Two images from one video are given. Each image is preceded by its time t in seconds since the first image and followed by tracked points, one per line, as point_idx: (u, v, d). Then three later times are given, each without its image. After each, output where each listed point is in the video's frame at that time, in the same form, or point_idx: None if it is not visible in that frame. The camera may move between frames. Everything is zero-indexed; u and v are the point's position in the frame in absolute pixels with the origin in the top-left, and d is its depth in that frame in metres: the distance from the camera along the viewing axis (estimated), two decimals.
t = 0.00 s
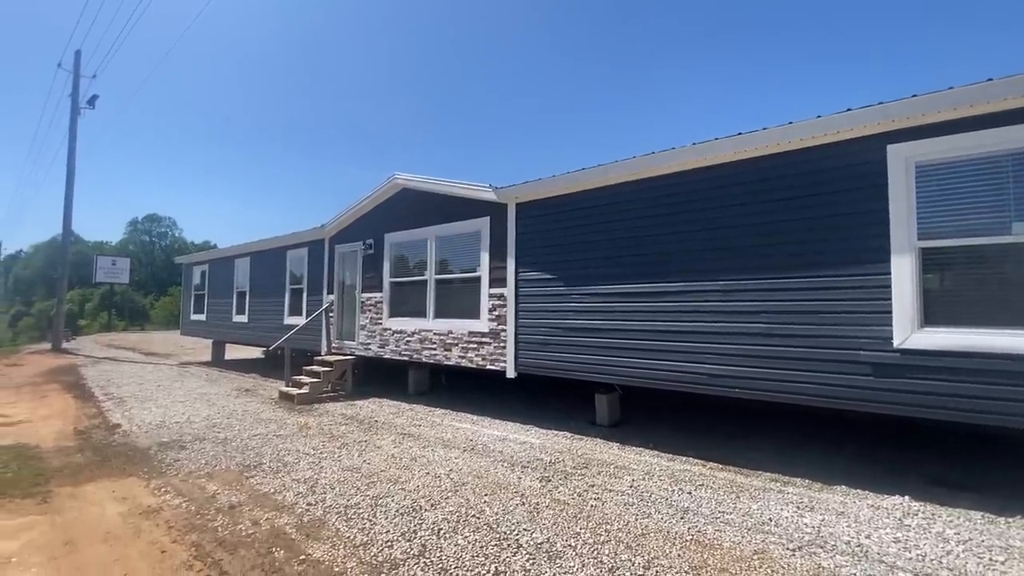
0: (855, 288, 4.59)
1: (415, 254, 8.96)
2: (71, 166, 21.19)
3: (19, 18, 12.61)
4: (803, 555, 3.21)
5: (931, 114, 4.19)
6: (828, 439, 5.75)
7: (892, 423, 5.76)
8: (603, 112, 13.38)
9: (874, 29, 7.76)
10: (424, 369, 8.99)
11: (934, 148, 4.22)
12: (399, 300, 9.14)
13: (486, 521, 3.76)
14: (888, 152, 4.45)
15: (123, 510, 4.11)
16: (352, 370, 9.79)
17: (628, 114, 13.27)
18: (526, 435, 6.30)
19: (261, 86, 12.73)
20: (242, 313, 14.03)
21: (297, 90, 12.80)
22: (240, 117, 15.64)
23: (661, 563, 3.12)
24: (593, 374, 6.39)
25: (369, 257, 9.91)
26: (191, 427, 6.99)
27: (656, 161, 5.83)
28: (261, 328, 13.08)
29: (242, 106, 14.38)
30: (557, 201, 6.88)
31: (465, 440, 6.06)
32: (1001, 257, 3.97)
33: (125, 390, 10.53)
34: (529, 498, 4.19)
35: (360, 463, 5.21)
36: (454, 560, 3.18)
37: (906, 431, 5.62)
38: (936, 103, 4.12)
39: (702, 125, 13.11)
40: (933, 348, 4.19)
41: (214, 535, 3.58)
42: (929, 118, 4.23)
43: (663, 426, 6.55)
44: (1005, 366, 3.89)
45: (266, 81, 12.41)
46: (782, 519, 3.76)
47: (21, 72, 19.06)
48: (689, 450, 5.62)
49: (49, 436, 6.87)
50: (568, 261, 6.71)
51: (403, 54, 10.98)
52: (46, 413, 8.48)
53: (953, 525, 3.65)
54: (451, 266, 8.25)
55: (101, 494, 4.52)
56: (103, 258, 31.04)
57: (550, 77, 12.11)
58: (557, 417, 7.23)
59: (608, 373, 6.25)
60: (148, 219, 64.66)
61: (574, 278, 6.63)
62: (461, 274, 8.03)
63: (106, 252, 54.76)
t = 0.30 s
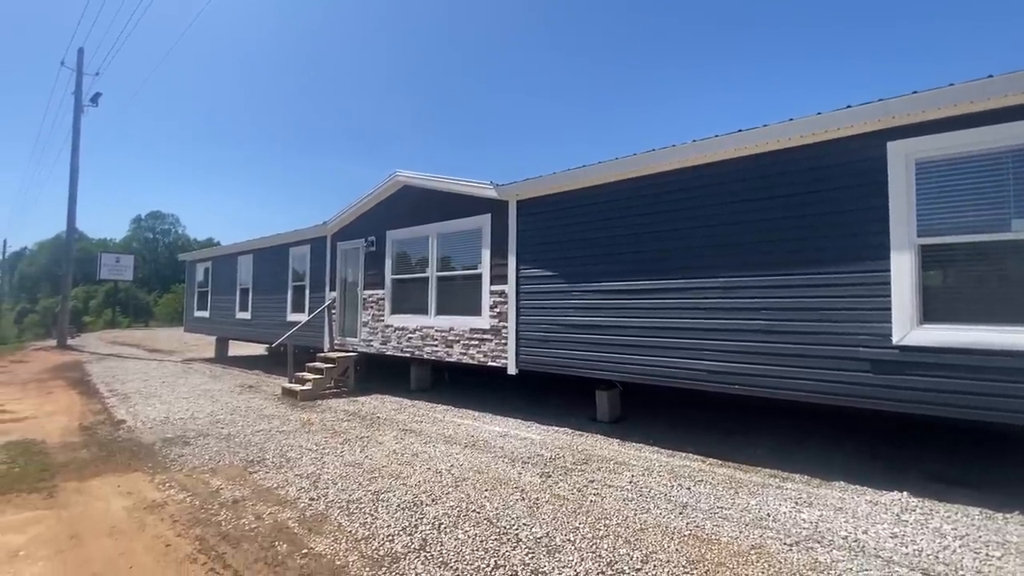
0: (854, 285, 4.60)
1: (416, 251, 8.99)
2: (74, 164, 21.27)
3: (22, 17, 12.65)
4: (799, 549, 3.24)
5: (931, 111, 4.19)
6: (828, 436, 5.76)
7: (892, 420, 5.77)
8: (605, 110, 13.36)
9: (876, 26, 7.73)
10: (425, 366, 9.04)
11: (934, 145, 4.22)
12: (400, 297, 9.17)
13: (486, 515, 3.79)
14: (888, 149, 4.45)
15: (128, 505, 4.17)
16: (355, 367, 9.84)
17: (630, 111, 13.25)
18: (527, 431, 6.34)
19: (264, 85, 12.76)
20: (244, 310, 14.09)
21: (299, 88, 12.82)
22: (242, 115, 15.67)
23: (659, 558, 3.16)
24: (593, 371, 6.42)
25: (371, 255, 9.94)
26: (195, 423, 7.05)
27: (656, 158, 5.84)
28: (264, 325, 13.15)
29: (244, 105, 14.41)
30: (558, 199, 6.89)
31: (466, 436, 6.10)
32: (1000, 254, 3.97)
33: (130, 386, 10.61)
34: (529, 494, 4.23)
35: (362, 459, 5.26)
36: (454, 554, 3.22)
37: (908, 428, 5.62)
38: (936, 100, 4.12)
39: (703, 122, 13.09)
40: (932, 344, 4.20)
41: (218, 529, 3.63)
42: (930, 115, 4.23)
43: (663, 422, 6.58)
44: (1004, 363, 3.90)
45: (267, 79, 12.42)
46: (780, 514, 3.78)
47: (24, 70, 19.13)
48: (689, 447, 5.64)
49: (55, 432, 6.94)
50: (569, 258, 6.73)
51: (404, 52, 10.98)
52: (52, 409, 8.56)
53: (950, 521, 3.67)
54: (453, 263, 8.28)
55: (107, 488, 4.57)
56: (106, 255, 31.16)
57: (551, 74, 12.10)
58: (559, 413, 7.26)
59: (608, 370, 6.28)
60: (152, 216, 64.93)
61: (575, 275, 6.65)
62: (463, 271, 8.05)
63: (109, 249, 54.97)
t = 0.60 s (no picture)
0: (851, 282, 4.62)
1: (417, 248, 9.03)
2: (77, 162, 21.35)
3: (25, 15, 12.68)
4: (793, 544, 3.28)
5: (928, 108, 4.20)
6: (827, 433, 5.78)
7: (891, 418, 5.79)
8: (606, 107, 13.36)
9: (877, 23, 7.72)
10: (426, 363, 9.09)
11: (931, 143, 4.23)
12: (401, 294, 9.22)
13: (485, 510, 3.84)
14: (885, 147, 4.46)
15: (132, 500, 4.22)
16: (356, 363, 9.91)
17: (630, 108, 13.24)
18: (527, 427, 6.38)
19: (265, 83, 12.81)
20: (246, 307, 14.16)
21: (301, 86, 12.87)
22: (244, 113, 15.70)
23: (654, 552, 3.20)
24: (592, 368, 6.46)
25: (372, 252, 9.98)
26: (198, 419, 7.12)
27: (654, 156, 5.85)
28: (266, 322, 13.22)
29: (246, 103, 14.45)
30: (557, 196, 6.92)
31: (466, 433, 6.15)
32: (996, 251, 3.99)
33: (133, 383, 10.69)
34: (527, 489, 4.28)
35: (362, 455, 5.31)
36: (452, 548, 3.26)
37: (907, 425, 5.63)
38: (934, 98, 4.13)
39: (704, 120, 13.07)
40: (928, 342, 4.22)
41: (220, 524, 3.68)
42: (927, 113, 4.24)
43: (662, 419, 6.61)
44: (1000, 360, 3.92)
45: (268, 78, 12.45)
46: (776, 509, 3.82)
47: (27, 69, 19.19)
48: (687, 443, 5.67)
49: (60, 428, 7.01)
50: (568, 256, 6.75)
51: (406, 50, 11.02)
52: (57, 406, 8.65)
53: (944, 517, 3.70)
54: (453, 261, 8.32)
55: (111, 483, 4.63)
56: (109, 252, 31.26)
57: (552, 72, 12.11)
58: (558, 410, 7.31)
59: (607, 367, 6.32)
60: (154, 214, 65.13)
61: (574, 272, 6.68)
62: (463, 268, 8.09)
63: (113, 247, 55.18)
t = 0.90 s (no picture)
0: (846, 280, 4.65)
1: (417, 247, 9.07)
2: (79, 161, 21.44)
3: (26, 13, 12.72)
4: (785, 538, 3.33)
5: (923, 108, 4.23)
6: (822, 430, 5.82)
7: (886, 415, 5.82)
8: (605, 105, 13.38)
9: (874, 22, 7.74)
10: (426, 360, 9.14)
11: (924, 143, 4.27)
12: (401, 292, 9.26)
13: (481, 505, 3.90)
14: (879, 146, 4.49)
15: (134, 494, 4.29)
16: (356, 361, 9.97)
17: (630, 106, 13.26)
18: (525, 424, 6.44)
19: (266, 82, 12.86)
20: (248, 305, 14.23)
21: (302, 84, 12.91)
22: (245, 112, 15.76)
23: (647, 546, 3.25)
24: (590, 365, 6.51)
25: (372, 250, 10.03)
26: (200, 416, 7.19)
27: (651, 154, 5.89)
28: (268, 320, 13.29)
29: (247, 102, 14.51)
30: (556, 195, 6.96)
31: (464, 429, 6.21)
32: (989, 250, 4.03)
33: (136, 380, 10.78)
34: (524, 484, 4.33)
35: (362, 451, 5.37)
36: (449, 542, 3.32)
37: (902, 422, 5.67)
38: (928, 97, 4.17)
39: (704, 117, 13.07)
40: (921, 339, 4.26)
41: (221, 518, 3.75)
42: (921, 113, 4.27)
43: (659, 416, 6.65)
44: (991, 358, 3.97)
45: (268, 76, 12.49)
46: (768, 505, 3.87)
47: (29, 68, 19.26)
48: (683, 440, 5.72)
49: (63, 425, 7.08)
50: (566, 254, 6.80)
51: (406, 49, 11.06)
52: (60, 403, 8.73)
53: (935, 512, 3.75)
54: (453, 259, 8.36)
55: (114, 479, 4.70)
56: (111, 249, 31.38)
57: (552, 70, 12.14)
58: (557, 407, 7.36)
59: (605, 365, 6.36)
60: (156, 212, 65.33)
61: (572, 270, 6.72)
62: (463, 266, 8.14)
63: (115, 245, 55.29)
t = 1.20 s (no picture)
0: (839, 279, 4.71)
1: (416, 245, 9.14)
2: (80, 159, 21.53)
3: (28, 13, 12.80)
4: (775, 531, 3.40)
5: (914, 108, 4.28)
6: (816, 427, 5.89)
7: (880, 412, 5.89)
8: (606, 103, 13.42)
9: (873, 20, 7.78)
10: (425, 358, 9.21)
11: (915, 142, 4.32)
12: (401, 291, 9.33)
13: (478, 500, 3.97)
14: (871, 146, 4.54)
15: (137, 489, 4.37)
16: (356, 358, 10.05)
17: (630, 105, 13.31)
18: (522, 421, 6.51)
19: (267, 80, 12.91)
20: (248, 303, 14.31)
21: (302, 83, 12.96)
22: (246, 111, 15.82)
23: (639, 539, 3.32)
24: (587, 363, 6.57)
25: (372, 248, 10.10)
26: (201, 413, 7.27)
27: (648, 154, 5.95)
28: (268, 318, 13.36)
29: (248, 101, 14.58)
30: (553, 195, 7.02)
31: (462, 426, 6.28)
32: (977, 249, 4.09)
33: (137, 378, 10.85)
34: (520, 480, 4.40)
35: (361, 447, 5.45)
36: (445, 535, 3.39)
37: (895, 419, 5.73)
38: (919, 97, 4.22)
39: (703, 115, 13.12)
40: (912, 337, 4.32)
41: (222, 512, 3.82)
42: (913, 113, 4.31)
43: (656, 413, 6.72)
44: (980, 355, 4.02)
45: (268, 75, 12.55)
46: (759, 499, 3.94)
47: (30, 67, 19.34)
48: (678, 437, 5.79)
49: (66, 422, 7.16)
50: (563, 253, 6.86)
51: (406, 47, 11.10)
52: (63, 400, 8.81)
53: (923, 507, 3.81)
54: (452, 258, 8.42)
55: (117, 474, 4.78)
56: (113, 248, 31.50)
57: (552, 69, 12.18)
58: (555, 404, 7.42)
59: (602, 363, 6.43)
60: (157, 210, 65.42)
61: (569, 269, 6.79)
62: (461, 265, 8.20)
63: (115, 243, 55.41)
